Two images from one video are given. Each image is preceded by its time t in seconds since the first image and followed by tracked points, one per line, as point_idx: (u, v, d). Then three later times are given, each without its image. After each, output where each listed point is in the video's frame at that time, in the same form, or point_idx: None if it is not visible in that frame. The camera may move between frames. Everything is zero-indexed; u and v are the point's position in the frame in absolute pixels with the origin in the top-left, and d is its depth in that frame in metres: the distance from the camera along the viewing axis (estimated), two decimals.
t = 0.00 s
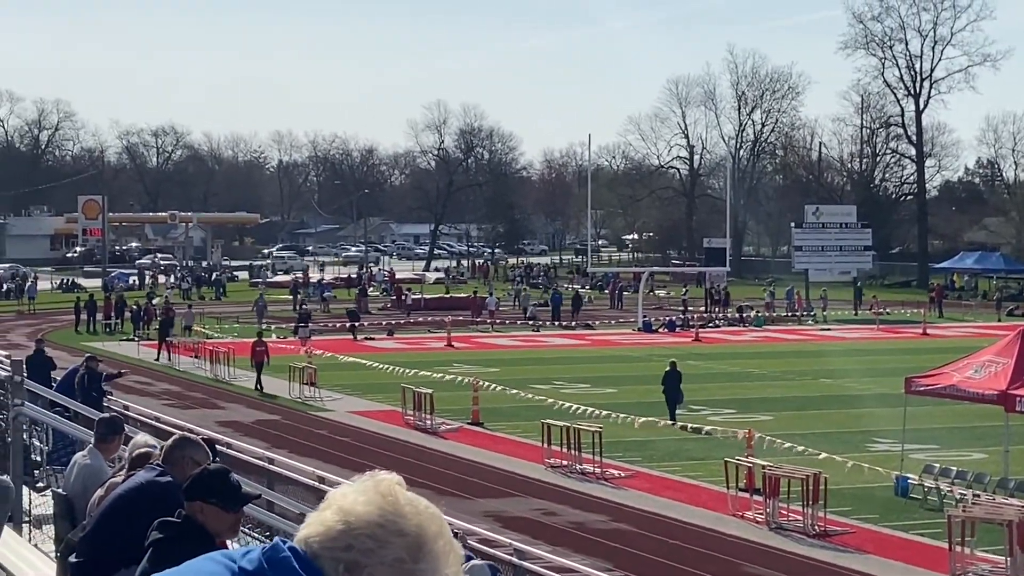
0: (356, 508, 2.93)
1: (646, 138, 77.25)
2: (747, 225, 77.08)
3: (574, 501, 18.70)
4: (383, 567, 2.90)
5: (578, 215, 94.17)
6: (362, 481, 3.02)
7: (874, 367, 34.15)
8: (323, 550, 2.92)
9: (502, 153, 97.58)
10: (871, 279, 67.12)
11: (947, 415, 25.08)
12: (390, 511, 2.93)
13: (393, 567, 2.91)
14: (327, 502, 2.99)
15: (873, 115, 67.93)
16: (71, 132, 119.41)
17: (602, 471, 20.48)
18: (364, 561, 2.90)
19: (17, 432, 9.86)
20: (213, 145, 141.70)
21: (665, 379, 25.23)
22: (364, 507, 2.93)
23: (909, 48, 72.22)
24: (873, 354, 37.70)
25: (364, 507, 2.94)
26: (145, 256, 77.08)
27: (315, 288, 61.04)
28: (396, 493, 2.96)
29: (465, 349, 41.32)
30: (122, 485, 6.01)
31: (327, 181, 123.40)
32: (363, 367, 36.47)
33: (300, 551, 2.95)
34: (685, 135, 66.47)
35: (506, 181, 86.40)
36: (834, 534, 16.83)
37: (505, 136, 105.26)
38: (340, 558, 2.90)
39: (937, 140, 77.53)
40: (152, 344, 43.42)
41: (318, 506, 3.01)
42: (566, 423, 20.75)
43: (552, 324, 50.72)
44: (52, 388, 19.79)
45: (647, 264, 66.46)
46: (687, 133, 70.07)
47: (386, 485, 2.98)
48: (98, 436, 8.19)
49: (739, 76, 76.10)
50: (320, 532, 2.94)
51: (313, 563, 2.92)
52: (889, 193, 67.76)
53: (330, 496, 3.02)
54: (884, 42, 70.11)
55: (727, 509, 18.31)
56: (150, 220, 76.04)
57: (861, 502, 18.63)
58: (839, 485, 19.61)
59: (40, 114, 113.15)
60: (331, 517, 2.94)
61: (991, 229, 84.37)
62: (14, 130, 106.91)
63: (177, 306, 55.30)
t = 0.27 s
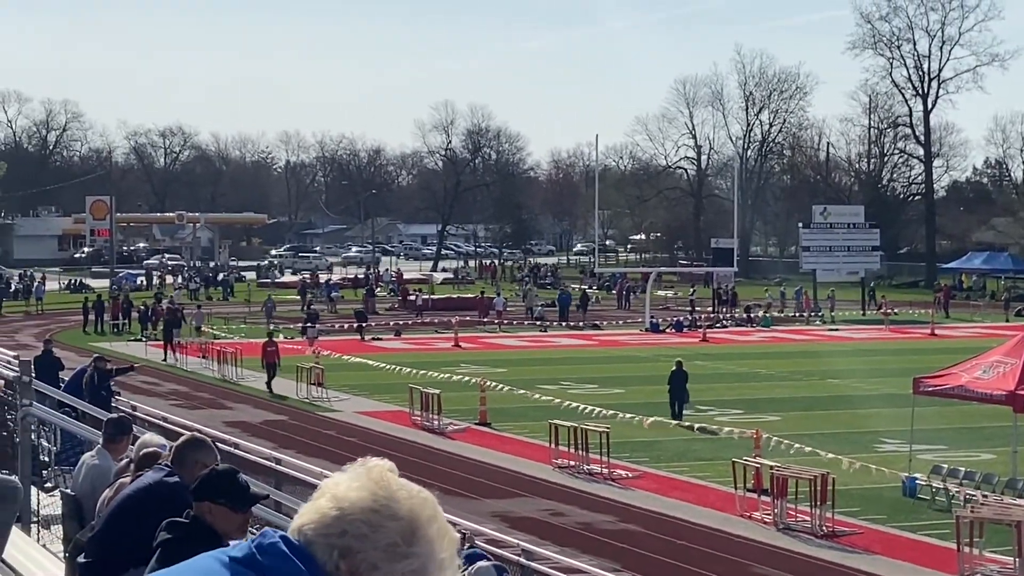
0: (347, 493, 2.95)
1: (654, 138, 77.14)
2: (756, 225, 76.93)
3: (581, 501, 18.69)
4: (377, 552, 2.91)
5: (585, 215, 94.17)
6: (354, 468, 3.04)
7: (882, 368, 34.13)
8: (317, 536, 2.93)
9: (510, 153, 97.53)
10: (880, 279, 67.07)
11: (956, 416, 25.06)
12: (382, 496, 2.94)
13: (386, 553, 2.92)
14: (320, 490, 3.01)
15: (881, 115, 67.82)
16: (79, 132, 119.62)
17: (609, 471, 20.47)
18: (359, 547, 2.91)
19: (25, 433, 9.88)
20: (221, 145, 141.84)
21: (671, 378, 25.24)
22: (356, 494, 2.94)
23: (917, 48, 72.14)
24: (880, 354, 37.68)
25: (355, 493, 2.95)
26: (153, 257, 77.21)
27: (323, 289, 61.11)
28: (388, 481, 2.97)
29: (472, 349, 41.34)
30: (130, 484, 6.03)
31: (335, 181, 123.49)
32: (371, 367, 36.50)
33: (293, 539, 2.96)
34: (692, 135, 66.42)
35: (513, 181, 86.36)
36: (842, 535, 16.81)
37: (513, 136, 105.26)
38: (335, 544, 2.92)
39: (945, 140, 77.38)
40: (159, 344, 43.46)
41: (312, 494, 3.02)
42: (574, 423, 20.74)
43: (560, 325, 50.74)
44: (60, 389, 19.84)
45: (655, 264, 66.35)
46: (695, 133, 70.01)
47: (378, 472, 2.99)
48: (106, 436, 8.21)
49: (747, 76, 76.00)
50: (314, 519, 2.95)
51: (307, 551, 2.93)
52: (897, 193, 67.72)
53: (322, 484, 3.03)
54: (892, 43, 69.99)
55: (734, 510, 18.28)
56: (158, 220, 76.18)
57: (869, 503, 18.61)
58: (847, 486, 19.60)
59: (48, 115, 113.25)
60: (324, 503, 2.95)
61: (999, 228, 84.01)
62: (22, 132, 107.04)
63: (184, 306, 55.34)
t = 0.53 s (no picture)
0: (347, 486, 2.96)
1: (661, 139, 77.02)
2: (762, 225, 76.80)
3: (587, 502, 18.70)
4: (376, 544, 2.93)
5: (591, 216, 94.19)
6: (354, 460, 3.06)
7: (889, 368, 34.11)
8: (317, 528, 2.95)
9: (516, 153, 97.40)
10: (887, 280, 66.93)
11: (963, 416, 25.06)
12: (382, 489, 2.96)
13: (387, 543, 2.93)
14: (320, 482, 3.03)
15: (888, 115, 67.67)
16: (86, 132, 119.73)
17: (616, 472, 20.47)
18: (358, 538, 2.93)
19: (32, 433, 9.92)
20: (227, 146, 141.86)
21: (676, 379, 25.25)
22: (356, 486, 2.96)
23: (924, 48, 72.08)
24: (886, 355, 37.65)
25: (355, 485, 2.97)
26: (159, 257, 77.29)
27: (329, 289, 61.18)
28: (388, 473, 2.99)
29: (479, 349, 41.37)
30: (137, 485, 6.03)
31: (341, 182, 123.52)
32: (378, 368, 36.51)
33: (292, 531, 2.98)
34: (699, 135, 66.25)
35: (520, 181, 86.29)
36: (849, 535, 16.81)
37: (519, 136, 105.32)
38: (334, 535, 2.93)
39: (952, 140, 77.19)
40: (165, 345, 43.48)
41: (312, 487, 3.04)
42: (580, 424, 20.75)
43: (566, 325, 50.74)
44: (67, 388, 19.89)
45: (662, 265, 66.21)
46: (702, 134, 69.87)
47: (378, 464, 3.01)
48: (113, 435, 8.25)
49: (753, 77, 75.85)
50: (313, 511, 2.96)
51: (306, 542, 2.95)
52: (904, 194, 67.56)
53: (322, 477, 3.05)
54: (899, 43, 69.85)
55: (741, 510, 18.26)
56: (164, 220, 76.26)
57: (876, 503, 18.60)
58: (855, 487, 19.58)
59: (55, 116, 113.30)
60: (324, 496, 2.97)
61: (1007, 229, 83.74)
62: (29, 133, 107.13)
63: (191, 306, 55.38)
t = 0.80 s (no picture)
0: (337, 473, 3.00)
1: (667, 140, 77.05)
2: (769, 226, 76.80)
3: (593, 502, 18.72)
4: (366, 531, 2.97)
5: (598, 216, 94.16)
6: (346, 448, 3.10)
7: (895, 369, 34.12)
8: (306, 515, 2.99)
9: (523, 154, 97.43)
10: (893, 281, 66.95)
11: (969, 417, 25.08)
12: (373, 476, 3.00)
13: (376, 531, 2.98)
14: (312, 470, 3.07)
15: (894, 116, 67.68)
16: (93, 133, 119.91)
17: (622, 473, 20.51)
18: (347, 525, 2.97)
19: (38, 433, 9.97)
20: (234, 147, 142.05)
21: (680, 379, 25.28)
22: (347, 473, 3.00)
23: (930, 50, 72.07)
24: (892, 356, 37.65)
25: (345, 473, 3.00)
26: (166, 258, 77.42)
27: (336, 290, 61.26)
28: (379, 461, 3.03)
29: (485, 350, 41.43)
30: (143, 485, 6.10)
31: (348, 183, 123.62)
32: (384, 368, 36.57)
33: (283, 520, 3.02)
34: (705, 136, 66.22)
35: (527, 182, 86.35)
36: (854, 536, 16.82)
37: (525, 136, 105.33)
38: (323, 522, 2.97)
39: (958, 141, 77.19)
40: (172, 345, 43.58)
41: (304, 476, 3.08)
42: (585, 424, 20.79)
43: (573, 326, 50.79)
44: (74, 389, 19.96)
45: (668, 266, 66.22)
46: (709, 135, 69.89)
47: (369, 453, 3.05)
48: (120, 436, 8.28)
49: (760, 77, 75.86)
50: (304, 498, 3.00)
51: (295, 531, 2.99)
52: (910, 195, 67.59)
53: (314, 465, 3.09)
54: (905, 44, 69.86)
55: (747, 511, 18.28)
56: (171, 221, 76.33)
57: (882, 504, 18.61)
58: (860, 487, 19.60)
59: (62, 116, 113.48)
60: (313, 483, 3.01)
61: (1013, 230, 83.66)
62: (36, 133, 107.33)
63: (197, 306, 55.47)
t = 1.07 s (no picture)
0: (335, 472, 3.00)
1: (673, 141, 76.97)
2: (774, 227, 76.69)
3: (599, 504, 18.71)
4: (365, 530, 2.97)
5: (604, 217, 94.06)
6: (346, 447, 3.09)
7: (902, 370, 34.08)
8: (305, 515, 2.98)
9: (528, 155, 97.34)
10: (899, 283, 66.79)
11: (976, 419, 25.04)
12: (372, 475, 3.00)
13: (375, 529, 2.97)
14: (310, 470, 3.06)
15: (900, 117, 67.56)
16: (99, 134, 119.96)
17: (628, 474, 20.49)
18: (346, 524, 2.97)
19: (45, 433, 9.98)
20: (240, 148, 142.12)
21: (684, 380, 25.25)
22: (346, 472, 3.00)
23: (937, 51, 71.97)
24: (899, 357, 37.59)
25: (344, 472, 3.00)
26: (172, 258, 77.50)
27: (342, 290, 61.31)
28: (378, 459, 3.02)
29: (491, 351, 41.41)
30: (149, 486, 6.10)
31: (354, 183, 123.62)
32: (390, 369, 36.58)
33: (282, 520, 3.01)
34: (711, 138, 66.07)
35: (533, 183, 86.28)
36: (860, 538, 16.79)
37: (531, 137, 105.24)
38: (322, 522, 2.96)
39: (965, 143, 77.03)
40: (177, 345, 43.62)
41: (303, 475, 3.07)
42: (591, 424, 20.76)
43: (579, 326, 50.78)
44: (80, 389, 19.99)
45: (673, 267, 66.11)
46: (715, 136, 69.77)
47: (368, 451, 3.04)
48: (127, 437, 8.28)
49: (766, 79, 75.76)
50: (303, 497, 3.00)
51: (296, 531, 2.98)
52: (917, 196, 67.44)
53: (313, 465, 3.08)
54: (911, 45, 69.73)
55: (752, 512, 18.26)
56: (177, 221, 76.39)
57: (888, 506, 18.58)
58: (867, 489, 19.58)
59: (68, 117, 113.54)
60: (313, 482, 3.01)
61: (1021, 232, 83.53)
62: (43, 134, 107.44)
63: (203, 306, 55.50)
